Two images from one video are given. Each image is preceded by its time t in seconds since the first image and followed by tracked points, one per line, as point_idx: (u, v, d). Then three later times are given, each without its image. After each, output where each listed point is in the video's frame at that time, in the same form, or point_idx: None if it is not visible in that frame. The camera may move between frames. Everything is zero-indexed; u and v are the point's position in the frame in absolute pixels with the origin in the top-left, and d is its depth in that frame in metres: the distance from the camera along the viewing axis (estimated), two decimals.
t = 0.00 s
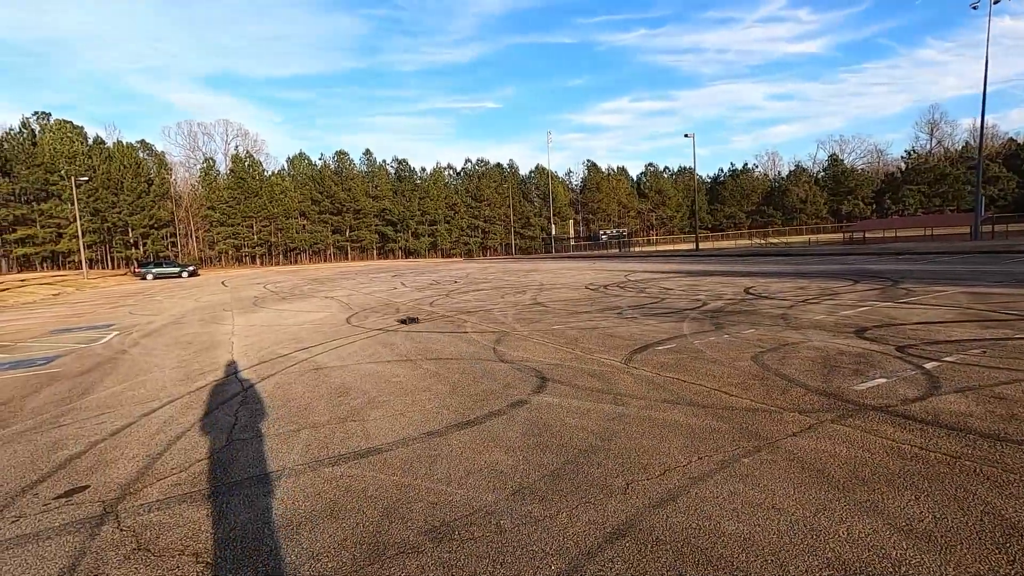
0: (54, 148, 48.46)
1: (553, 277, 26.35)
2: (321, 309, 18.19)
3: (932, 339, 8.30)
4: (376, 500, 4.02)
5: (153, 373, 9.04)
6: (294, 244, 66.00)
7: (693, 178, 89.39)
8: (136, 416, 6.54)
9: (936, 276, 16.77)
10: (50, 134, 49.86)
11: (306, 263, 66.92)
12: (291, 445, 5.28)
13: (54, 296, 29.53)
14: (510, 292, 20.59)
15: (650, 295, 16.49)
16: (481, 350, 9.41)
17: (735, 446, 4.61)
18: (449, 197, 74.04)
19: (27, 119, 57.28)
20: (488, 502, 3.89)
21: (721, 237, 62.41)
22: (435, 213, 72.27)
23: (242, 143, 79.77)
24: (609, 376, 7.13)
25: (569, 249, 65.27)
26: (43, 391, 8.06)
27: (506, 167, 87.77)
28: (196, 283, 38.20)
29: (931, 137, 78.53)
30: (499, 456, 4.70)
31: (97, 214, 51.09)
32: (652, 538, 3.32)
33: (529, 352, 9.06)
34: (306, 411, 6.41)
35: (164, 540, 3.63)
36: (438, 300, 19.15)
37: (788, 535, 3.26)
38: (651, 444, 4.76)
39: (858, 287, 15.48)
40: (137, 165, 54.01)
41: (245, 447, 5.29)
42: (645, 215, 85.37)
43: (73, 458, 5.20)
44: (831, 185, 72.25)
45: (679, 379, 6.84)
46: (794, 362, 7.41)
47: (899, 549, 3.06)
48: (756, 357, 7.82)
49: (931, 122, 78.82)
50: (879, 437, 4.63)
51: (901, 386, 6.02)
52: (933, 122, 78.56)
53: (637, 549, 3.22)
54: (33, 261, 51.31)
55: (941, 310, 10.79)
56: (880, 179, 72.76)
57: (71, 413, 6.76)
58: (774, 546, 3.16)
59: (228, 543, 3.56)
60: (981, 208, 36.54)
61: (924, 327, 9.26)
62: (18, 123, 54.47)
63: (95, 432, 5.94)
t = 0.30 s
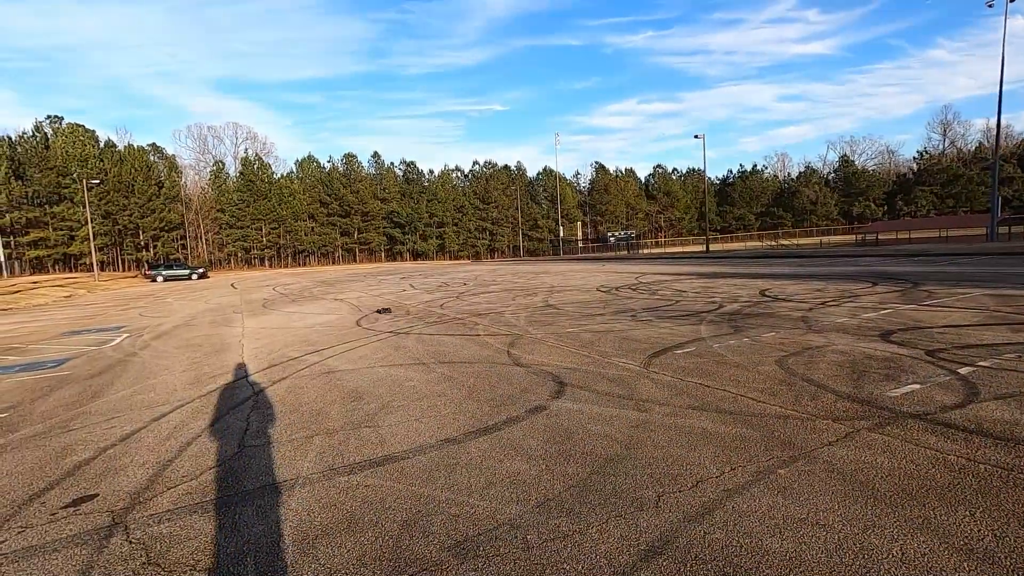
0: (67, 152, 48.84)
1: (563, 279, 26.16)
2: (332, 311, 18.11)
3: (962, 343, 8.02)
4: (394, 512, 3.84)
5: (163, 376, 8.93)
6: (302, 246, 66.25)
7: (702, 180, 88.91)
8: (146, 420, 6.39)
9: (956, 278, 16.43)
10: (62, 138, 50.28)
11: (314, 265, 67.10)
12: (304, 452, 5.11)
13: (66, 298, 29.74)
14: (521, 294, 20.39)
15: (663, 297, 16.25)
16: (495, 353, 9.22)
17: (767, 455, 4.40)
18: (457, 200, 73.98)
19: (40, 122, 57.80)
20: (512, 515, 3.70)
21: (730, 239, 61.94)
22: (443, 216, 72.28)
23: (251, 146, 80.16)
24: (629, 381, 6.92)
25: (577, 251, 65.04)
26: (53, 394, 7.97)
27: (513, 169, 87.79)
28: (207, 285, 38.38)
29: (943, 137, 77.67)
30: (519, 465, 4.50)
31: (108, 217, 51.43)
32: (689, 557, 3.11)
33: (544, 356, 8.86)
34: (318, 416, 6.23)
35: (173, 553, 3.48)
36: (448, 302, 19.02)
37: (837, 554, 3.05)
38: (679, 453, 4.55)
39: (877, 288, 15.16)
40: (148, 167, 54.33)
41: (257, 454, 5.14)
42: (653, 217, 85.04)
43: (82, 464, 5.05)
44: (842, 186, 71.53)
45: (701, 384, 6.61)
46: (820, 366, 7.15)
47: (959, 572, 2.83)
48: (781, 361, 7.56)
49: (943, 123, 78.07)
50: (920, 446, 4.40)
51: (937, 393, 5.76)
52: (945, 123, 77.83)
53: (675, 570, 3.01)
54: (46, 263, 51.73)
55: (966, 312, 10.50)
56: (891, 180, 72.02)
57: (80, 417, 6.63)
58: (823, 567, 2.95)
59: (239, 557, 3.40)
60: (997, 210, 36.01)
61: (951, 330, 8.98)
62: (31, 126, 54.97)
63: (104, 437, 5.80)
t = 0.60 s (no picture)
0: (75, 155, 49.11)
1: (571, 282, 26.01)
2: (339, 315, 18.05)
3: (985, 350, 7.83)
4: (409, 526, 3.73)
5: (171, 381, 8.85)
6: (308, 248, 66.40)
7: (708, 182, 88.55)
8: (153, 427, 6.30)
9: (971, 282, 16.17)
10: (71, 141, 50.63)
11: (319, 268, 67.20)
12: (315, 462, 5.00)
13: (74, 300, 29.87)
14: (528, 297, 20.28)
15: (673, 301, 16.08)
16: (506, 359, 9.10)
17: (794, 468, 4.26)
18: (462, 202, 73.96)
19: (49, 125, 58.21)
20: (532, 531, 3.58)
21: (736, 241, 61.60)
22: (448, 218, 72.23)
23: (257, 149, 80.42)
24: (644, 388, 6.77)
25: (582, 253, 64.83)
26: (61, 399, 7.90)
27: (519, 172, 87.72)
28: (214, 287, 38.48)
29: (952, 139, 77.05)
30: (536, 477, 4.38)
31: (116, 219, 51.64)
32: None
33: (556, 361, 8.73)
34: (328, 424, 6.12)
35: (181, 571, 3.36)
36: (456, 305, 18.91)
37: None
38: (701, 465, 4.41)
39: (891, 293, 14.94)
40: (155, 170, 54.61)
41: (267, 463, 5.03)
42: (659, 219, 84.75)
43: (88, 474, 4.95)
44: (850, 188, 71.00)
45: (718, 392, 6.46)
46: (840, 373, 6.99)
47: None
48: (798, 368, 7.40)
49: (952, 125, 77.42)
50: (953, 460, 4.23)
51: (965, 402, 5.59)
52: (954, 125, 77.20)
53: None
54: (54, 265, 52.03)
55: (986, 318, 10.29)
56: (900, 182, 71.46)
57: (88, 424, 6.55)
58: None
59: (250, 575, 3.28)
60: (1009, 212, 35.59)
61: (972, 336, 8.78)
62: (40, 130, 55.38)
63: (112, 445, 5.71)
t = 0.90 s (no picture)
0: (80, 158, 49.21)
1: (574, 285, 25.96)
2: (343, 317, 18.03)
3: (997, 353, 7.76)
4: (421, 532, 3.67)
5: (178, 383, 8.83)
6: (312, 251, 66.51)
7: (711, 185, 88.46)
8: (161, 430, 6.29)
9: (978, 284, 16.09)
10: (75, 144, 50.76)
11: (323, 270, 67.31)
12: (325, 466, 4.97)
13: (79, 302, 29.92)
14: (533, 299, 20.25)
15: (678, 304, 16.02)
16: (512, 362, 9.05)
17: (809, 474, 4.20)
18: (464, 204, 73.99)
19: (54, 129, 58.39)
20: (546, 536, 3.54)
21: (740, 244, 61.49)
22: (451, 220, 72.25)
23: (260, 151, 80.56)
24: (653, 392, 6.72)
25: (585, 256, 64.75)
26: (68, 402, 7.90)
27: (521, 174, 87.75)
28: (217, 289, 38.51)
29: (956, 141, 76.87)
30: (548, 482, 4.34)
31: (120, 222, 51.78)
32: None
33: (563, 364, 8.68)
34: (336, 427, 6.09)
35: None
36: (460, 308, 18.87)
37: None
38: (715, 471, 4.36)
39: (897, 295, 14.87)
40: (159, 173, 54.74)
41: (275, 467, 4.99)
42: (662, 221, 84.68)
43: (97, 477, 4.93)
44: (853, 190, 70.77)
45: (728, 395, 6.40)
46: (851, 377, 6.93)
47: None
48: (808, 372, 7.34)
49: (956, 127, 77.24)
50: (970, 465, 4.18)
51: (980, 407, 5.52)
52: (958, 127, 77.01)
53: None
54: (58, 268, 52.16)
55: (996, 321, 10.22)
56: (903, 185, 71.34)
57: (95, 427, 6.54)
58: None
59: None
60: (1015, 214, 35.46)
61: (983, 340, 8.72)
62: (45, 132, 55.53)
63: (120, 448, 5.69)
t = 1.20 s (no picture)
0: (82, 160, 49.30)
1: (576, 287, 25.95)
2: (344, 319, 18.00)
3: (1002, 356, 7.73)
4: (425, 536, 3.65)
5: (180, 385, 8.82)
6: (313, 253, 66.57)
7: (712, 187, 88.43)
8: (163, 432, 6.27)
9: (981, 287, 16.06)
10: (77, 146, 50.84)
11: (323, 272, 67.36)
12: (328, 468, 4.95)
13: (81, 304, 29.91)
14: (534, 302, 20.21)
15: (680, 306, 15.99)
16: (514, 364, 9.03)
17: (816, 477, 4.17)
18: (465, 207, 74.02)
19: (56, 131, 58.53)
20: (551, 540, 3.51)
21: (740, 245, 61.45)
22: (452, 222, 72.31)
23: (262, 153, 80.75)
24: (657, 394, 6.70)
25: (586, 258, 64.71)
26: (70, 404, 7.88)
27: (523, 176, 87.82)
28: (219, 291, 38.45)
29: (958, 143, 76.80)
30: (551, 485, 4.31)
31: (122, 224, 51.94)
32: None
33: (565, 366, 8.65)
34: (338, 429, 6.06)
35: None
36: (461, 310, 18.86)
37: None
38: (721, 474, 4.33)
39: (900, 298, 14.82)
40: (161, 175, 54.81)
41: (278, 470, 4.97)
42: (663, 223, 84.67)
43: (99, 479, 4.92)
44: (854, 193, 70.69)
45: (732, 398, 6.38)
46: (856, 379, 6.89)
47: None
48: (812, 374, 7.30)
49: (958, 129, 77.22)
50: (978, 469, 4.16)
51: (985, 409, 5.50)
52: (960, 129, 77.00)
53: None
54: (60, 269, 52.25)
55: (999, 323, 10.19)
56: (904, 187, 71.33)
57: (96, 429, 6.51)
58: None
59: None
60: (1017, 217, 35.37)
61: (987, 342, 8.68)
62: (47, 135, 55.64)
63: (121, 450, 5.67)
